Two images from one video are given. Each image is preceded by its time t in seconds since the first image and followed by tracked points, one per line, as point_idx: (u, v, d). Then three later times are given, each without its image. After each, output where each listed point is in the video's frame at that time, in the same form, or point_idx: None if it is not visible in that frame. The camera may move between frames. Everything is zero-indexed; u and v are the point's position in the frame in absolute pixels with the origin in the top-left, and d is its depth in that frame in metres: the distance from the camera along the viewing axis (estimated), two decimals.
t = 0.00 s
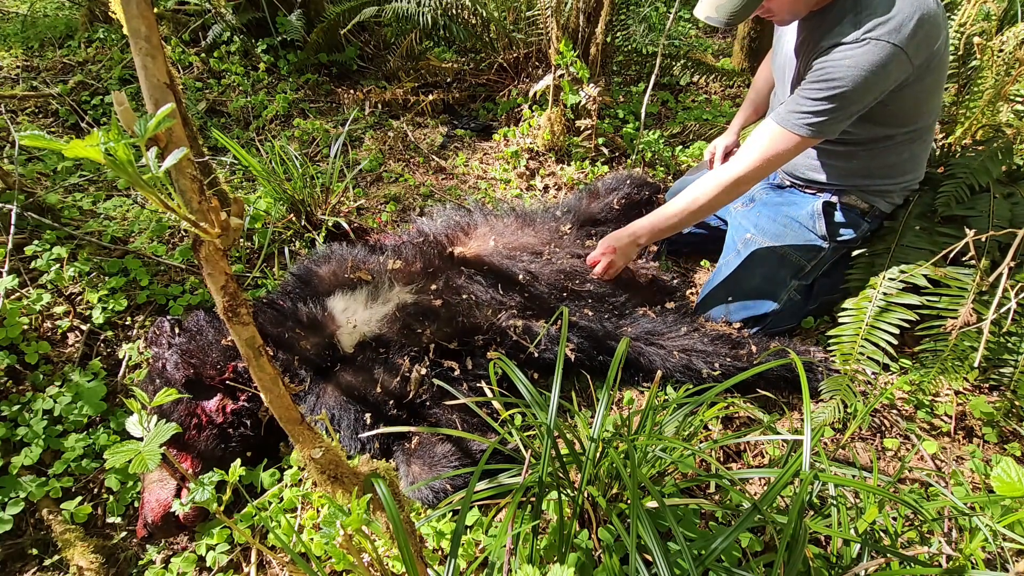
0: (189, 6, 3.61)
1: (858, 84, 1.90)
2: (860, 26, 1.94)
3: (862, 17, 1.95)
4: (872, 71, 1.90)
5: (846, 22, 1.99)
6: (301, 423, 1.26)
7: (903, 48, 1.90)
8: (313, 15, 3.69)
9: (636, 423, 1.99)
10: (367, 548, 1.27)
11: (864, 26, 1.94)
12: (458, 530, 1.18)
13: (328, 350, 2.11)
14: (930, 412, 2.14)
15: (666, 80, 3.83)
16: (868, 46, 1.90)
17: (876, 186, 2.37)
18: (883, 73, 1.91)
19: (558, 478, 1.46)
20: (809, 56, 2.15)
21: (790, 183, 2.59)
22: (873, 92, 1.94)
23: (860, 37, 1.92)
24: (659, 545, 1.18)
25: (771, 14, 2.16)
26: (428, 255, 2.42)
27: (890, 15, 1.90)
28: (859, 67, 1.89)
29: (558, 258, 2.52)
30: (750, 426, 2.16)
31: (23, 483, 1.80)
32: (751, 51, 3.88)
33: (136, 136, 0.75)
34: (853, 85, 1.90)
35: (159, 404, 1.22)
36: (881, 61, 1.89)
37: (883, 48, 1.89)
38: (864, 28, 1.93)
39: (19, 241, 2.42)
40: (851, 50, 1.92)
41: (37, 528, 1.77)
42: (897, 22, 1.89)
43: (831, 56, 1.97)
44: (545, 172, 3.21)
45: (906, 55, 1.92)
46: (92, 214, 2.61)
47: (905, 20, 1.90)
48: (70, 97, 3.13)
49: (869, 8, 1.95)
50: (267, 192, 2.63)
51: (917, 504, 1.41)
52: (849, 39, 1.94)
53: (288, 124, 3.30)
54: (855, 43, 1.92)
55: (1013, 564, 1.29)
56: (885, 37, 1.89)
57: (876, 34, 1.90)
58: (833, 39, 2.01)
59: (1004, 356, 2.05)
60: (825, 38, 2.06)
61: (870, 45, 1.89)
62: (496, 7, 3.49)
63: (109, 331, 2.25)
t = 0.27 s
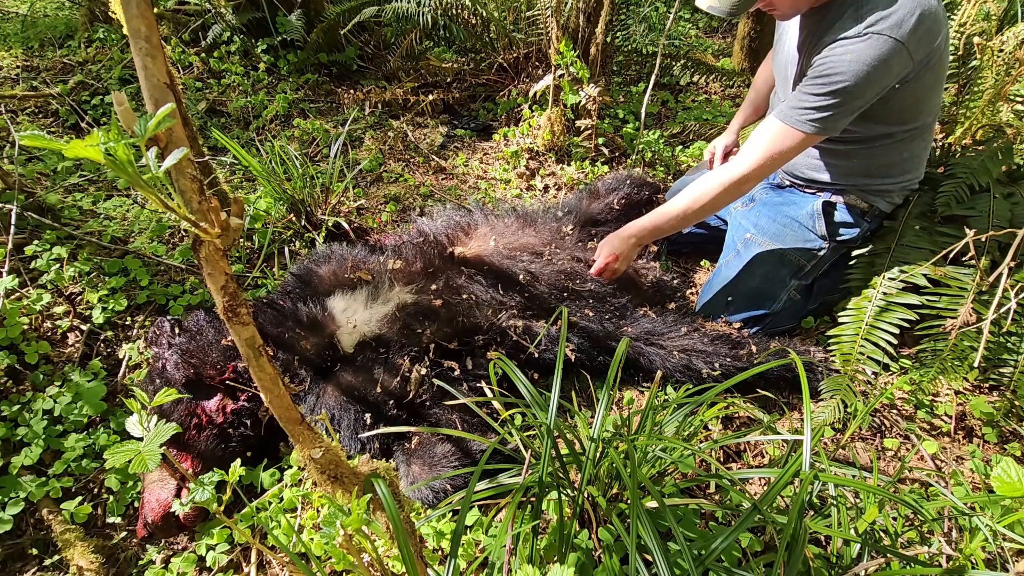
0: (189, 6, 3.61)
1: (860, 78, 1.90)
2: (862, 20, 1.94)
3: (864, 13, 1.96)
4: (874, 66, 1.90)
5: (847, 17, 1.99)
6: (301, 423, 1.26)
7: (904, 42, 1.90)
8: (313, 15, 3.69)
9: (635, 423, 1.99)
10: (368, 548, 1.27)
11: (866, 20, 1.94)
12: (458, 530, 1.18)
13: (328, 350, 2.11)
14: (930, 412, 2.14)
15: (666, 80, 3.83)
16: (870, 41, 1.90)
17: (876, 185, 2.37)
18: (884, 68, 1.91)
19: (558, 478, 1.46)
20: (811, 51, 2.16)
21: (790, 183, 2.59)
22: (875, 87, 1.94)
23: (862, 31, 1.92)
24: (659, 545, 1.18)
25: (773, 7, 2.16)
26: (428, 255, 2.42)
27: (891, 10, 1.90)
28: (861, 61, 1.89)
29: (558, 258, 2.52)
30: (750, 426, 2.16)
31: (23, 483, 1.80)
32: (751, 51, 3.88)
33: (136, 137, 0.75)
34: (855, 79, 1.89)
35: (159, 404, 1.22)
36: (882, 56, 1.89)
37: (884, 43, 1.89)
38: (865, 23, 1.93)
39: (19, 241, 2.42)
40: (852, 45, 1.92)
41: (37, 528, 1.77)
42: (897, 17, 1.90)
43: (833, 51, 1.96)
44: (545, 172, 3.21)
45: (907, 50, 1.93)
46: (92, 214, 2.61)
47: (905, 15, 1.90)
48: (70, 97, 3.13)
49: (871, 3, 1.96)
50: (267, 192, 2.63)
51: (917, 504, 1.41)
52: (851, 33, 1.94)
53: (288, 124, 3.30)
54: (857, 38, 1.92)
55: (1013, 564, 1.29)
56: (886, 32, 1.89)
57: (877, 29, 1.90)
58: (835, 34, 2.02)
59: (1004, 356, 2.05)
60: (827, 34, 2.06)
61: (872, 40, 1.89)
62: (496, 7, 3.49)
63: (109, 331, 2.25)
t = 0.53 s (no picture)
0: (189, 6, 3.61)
1: (869, 76, 1.90)
2: (870, 17, 1.94)
3: (872, 10, 1.95)
4: (883, 64, 1.90)
5: (855, 13, 1.99)
6: (301, 423, 1.27)
7: (913, 40, 1.90)
8: (313, 15, 3.69)
9: (635, 424, 1.99)
10: (367, 548, 1.27)
11: (875, 17, 1.93)
12: (458, 530, 1.18)
13: (328, 350, 2.11)
14: (930, 412, 2.14)
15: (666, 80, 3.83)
16: (879, 38, 1.89)
17: (877, 185, 2.37)
18: (893, 66, 1.91)
19: (558, 478, 1.46)
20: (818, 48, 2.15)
21: (791, 183, 2.59)
22: (883, 85, 1.94)
23: (871, 28, 1.92)
24: (659, 545, 1.18)
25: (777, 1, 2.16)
26: (429, 255, 2.42)
27: (900, 8, 1.90)
28: (870, 58, 1.89)
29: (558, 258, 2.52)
30: (750, 426, 2.16)
31: (23, 483, 1.80)
32: (751, 51, 3.88)
33: (136, 137, 0.75)
34: (864, 77, 1.90)
35: (159, 404, 1.22)
36: (891, 54, 1.89)
37: (893, 40, 1.89)
38: (874, 20, 1.93)
39: (19, 241, 2.42)
40: (862, 42, 1.92)
41: (37, 528, 1.77)
42: (906, 14, 1.90)
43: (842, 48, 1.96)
44: (545, 172, 3.21)
45: (915, 48, 1.92)
46: (92, 214, 2.61)
47: (914, 13, 1.90)
48: (70, 97, 3.13)
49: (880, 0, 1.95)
50: (267, 192, 2.63)
51: (917, 504, 1.41)
52: (860, 30, 1.94)
53: (288, 124, 3.30)
54: (866, 34, 1.92)
55: (1013, 564, 1.29)
56: (895, 29, 1.89)
57: (886, 25, 1.90)
58: (843, 31, 2.01)
59: (1004, 356, 2.05)
60: (834, 31, 2.06)
61: (881, 37, 1.89)
62: (496, 7, 3.49)
63: (109, 331, 2.25)
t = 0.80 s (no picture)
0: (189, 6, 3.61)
1: (882, 83, 1.91)
2: (877, 20, 1.93)
3: (878, 12, 1.94)
4: (895, 69, 1.90)
5: (861, 16, 1.97)
6: (301, 423, 1.26)
7: (921, 43, 1.90)
8: (313, 14, 3.69)
9: (636, 424, 1.99)
10: (367, 548, 1.27)
11: (881, 21, 1.92)
12: (458, 530, 1.18)
13: (328, 350, 2.11)
14: (930, 412, 2.14)
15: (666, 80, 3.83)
16: (889, 42, 1.89)
17: (877, 186, 2.36)
18: (905, 71, 1.92)
19: (558, 478, 1.46)
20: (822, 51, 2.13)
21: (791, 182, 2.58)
22: (897, 90, 1.95)
23: (880, 32, 1.91)
24: (659, 545, 1.18)
25: None
26: (430, 255, 2.42)
27: (907, 11, 1.90)
28: (882, 65, 1.89)
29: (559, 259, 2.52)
30: (750, 426, 2.16)
31: (23, 483, 1.80)
32: (751, 51, 3.88)
33: (136, 137, 0.75)
34: (879, 84, 1.91)
35: (159, 404, 1.21)
36: (902, 58, 1.90)
37: (903, 44, 1.89)
38: (881, 24, 1.92)
39: (19, 241, 2.42)
40: (872, 47, 1.91)
41: (37, 528, 1.77)
42: (913, 17, 1.90)
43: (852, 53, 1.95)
44: (545, 172, 3.21)
45: (923, 50, 1.93)
46: (92, 214, 2.61)
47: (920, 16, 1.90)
48: (70, 97, 3.13)
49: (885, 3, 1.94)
50: (267, 192, 2.63)
51: (917, 504, 1.41)
52: (868, 34, 1.93)
53: (288, 124, 3.30)
54: (875, 39, 1.91)
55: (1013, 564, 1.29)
56: (904, 33, 1.89)
57: (895, 30, 1.89)
58: (849, 34, 1.99)
59: (1004, 356, 2.05)
60: (839, 33, 2.04)
61: (891, 42, 1.89)
62: (496, 7, 3.49)
63: (109, 331, 2.26)
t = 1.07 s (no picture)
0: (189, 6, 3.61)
1: (888, 79, 1.90)
2: (880, 20, 1.94)
3: (880, 13, 1.95)
4: (900, 66, 1.90)
5: (864, 16, 1.98)
6: (301, 423, 1.26)
7: (925, 42, 1.91)
8: (313, 14, 3.69)
9: (636, 424, 1.99)
10: (367, 548, 1.27)
11: (884, 20, 1.94)
12: (458, 530, 1.18)
13: (328, 350, 2.11)
14: (930, 412, 2.14)
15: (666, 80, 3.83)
16: (893, 41, 1.90)
17: (878, 186, 2.35)
18: (909, 68, 1.92)
19: (558, 478, 1.46)
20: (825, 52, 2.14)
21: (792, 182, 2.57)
22: (902, 88, 1.94)
23: (883, 31, 1.92)
24: (659, 545, 1.18)
25: None
26: (429, 255, 2.43)
27: (909, 11, 1.92)
28: (887, 61, 1.90)
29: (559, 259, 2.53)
30: (750, 426, 2.16)
31: (23, 483, 1.80)
32: (751, 51, 3.88)
33: (136, 136, 0.75)
34: (885, 80, 1.90)
35: (158, 404, 1.21)
36: (907, 56, 1.90)
37: (907, 43, 1.90)
38: (884, 23, 1.93)
39: (19, 241, 2.42)
40: (876, 45, 1.91)
41: (37, 528, 1.77)
42: (916, 16, 1.91)
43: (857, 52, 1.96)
44: (545, 172, 3.21)
45: (927, 49, 1.93)
46: (92, 214, 2.61)
47: (923, 15, 1.92)
48: (70, 97, 3.13)
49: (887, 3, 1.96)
50: (267, 192, 2.63)
51: (917, 504, 1.41)
52: (872, 33, 1.94)
53: (288, 124, 3.30)
54: (879, 38, 1.92)
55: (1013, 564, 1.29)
56: (908, 32, 1.89)
57: (898, 29, 1.90)
58: (853, 34, 2.01)
59: (1004, 356, 2.05)
60: (842, 34, 2.05)
61: (895, 40, 1.90)
62: (496, 7, 3.49)
63: (109, 331, 2.26)
